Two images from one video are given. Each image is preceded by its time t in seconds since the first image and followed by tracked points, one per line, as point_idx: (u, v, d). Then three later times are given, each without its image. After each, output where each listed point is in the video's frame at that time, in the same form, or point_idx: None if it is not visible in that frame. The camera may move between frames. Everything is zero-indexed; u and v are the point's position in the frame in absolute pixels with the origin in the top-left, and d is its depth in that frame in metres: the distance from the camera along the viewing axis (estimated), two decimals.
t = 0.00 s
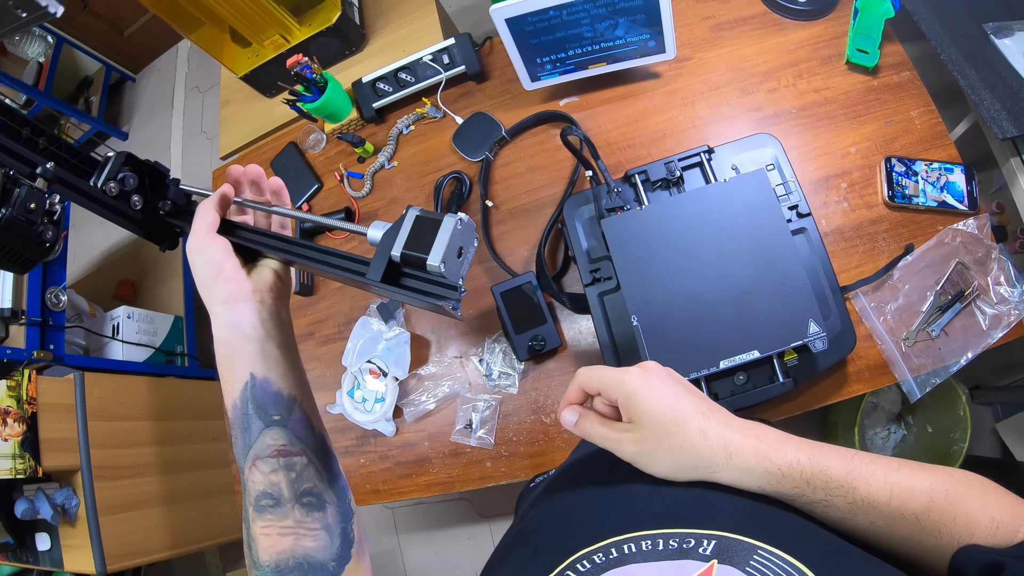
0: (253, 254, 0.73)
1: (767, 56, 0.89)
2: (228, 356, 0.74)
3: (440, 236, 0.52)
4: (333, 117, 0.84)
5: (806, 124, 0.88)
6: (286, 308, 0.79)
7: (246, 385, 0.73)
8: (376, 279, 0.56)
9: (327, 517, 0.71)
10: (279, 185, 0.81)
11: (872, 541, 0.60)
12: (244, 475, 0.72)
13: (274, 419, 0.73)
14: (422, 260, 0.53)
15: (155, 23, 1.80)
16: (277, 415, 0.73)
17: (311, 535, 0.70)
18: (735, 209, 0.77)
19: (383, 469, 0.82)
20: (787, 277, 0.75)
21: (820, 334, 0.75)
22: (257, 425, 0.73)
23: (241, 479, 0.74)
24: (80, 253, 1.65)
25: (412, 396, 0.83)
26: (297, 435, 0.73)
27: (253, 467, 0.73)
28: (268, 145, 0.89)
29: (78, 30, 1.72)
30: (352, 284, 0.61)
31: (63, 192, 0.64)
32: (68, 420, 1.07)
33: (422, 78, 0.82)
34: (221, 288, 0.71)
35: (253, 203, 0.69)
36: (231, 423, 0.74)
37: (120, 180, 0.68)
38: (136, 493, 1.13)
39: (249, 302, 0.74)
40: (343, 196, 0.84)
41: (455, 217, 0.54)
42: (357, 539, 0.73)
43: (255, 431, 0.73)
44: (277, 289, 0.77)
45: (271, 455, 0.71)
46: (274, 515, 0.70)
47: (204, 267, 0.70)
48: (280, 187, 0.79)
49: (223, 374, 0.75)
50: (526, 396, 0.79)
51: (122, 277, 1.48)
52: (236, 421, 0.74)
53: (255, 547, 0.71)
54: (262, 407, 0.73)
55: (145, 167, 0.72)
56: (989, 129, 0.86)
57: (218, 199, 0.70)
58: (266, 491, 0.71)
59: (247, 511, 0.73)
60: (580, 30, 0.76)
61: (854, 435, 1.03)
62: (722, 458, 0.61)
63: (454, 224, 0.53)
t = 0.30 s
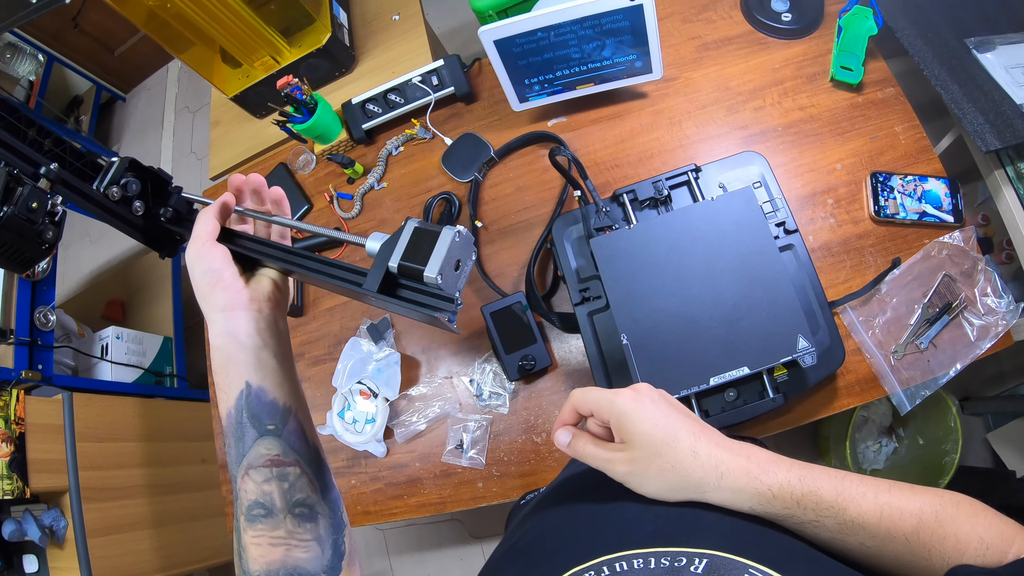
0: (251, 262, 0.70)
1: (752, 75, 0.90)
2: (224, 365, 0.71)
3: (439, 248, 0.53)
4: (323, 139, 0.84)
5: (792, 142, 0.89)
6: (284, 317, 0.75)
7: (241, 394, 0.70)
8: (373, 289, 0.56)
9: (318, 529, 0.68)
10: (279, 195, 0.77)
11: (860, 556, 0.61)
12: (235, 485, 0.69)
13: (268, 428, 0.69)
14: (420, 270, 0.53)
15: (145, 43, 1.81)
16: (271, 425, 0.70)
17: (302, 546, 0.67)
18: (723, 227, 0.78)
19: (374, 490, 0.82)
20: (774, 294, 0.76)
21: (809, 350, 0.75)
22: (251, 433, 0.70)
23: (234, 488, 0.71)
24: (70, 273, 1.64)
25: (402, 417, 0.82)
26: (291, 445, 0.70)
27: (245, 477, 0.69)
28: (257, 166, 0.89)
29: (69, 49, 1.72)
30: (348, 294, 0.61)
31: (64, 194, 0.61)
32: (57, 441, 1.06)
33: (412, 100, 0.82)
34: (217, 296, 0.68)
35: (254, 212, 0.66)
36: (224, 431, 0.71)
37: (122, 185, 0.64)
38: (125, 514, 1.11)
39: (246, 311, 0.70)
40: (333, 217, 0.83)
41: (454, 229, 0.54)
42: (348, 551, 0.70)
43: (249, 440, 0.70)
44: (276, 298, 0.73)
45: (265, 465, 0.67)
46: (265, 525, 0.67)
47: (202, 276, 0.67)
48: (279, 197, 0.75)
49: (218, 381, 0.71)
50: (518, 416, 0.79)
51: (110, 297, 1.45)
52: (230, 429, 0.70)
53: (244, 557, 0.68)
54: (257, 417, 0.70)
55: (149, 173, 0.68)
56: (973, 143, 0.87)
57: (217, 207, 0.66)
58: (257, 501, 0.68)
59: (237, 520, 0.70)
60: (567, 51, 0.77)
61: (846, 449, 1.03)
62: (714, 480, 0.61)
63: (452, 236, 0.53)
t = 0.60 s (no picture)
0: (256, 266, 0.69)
1: (752, 86, 0.90)
2: (226, 367, 0.69)
3: (440, 253, 0.52)
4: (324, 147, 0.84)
5: (793, 152, 0.89)
6: (287, 320, 0.74)
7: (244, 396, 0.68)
8: (376, 293, 0.56)
9: (319, 532, 0.66)
10: (282, 199, 0.77)
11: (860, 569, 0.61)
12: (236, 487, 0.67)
13: (271, 430, 0.68)
14: (422, 275, 0.53)
15: (148, 49, 1.82)
16: (273, 428, 0.68)
17: (303, 549, 0.65)
18: (722, 237, 0.78)
19: (373, 498, 0.82)
20: (772, 304, 0.76)
21: (808, 359, 0.75)
22: (252, 436, 0.68)
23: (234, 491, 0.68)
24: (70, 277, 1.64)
25: (402, 425, 0.82)
26: (294, 447, 0.68)
27: (246, 479, 0.67)
28: (258, 173, 0.89)
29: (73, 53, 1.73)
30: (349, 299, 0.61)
31: (69, 198, 0.62)
32: (56, 446, 1.06)
33: (414, 109, 0.82)
34: (221, 299, 0.66)
35: (258, 217, 0.65)
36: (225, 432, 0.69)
37: (127, 189, 0.65)
38: (123, 520, 1.11)
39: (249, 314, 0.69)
40: (334, 225, 0.84)
41: (456, 234, 0.53)
42: (348, 553, 0.68)
43: (250, 442, 0.68)
44: (278, 302, 0.72)
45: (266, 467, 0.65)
46: (265, 527, 0.65)
47: (205, 280, 0.65)
48: (283, 201, 0.74)
49: (220, 384, 0.70)
50: (517, 425, 0.79)
51: (110, 303, 1.46)
52: (232, 430, 0.69)
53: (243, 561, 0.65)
54: (259, 419, 0.68)
55: (153, 175, 0.68)
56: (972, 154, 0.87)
57: (222, 211, 0.65)
58: (259, 503, 0.66)
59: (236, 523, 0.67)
60: (568, 61, 0.78)
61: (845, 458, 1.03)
62: (712, 486, 0.61)
63: (455, 241, 0.52)
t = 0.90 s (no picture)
0: (354, 272, 0.74)
1: (836, 132, 0.91)
2: (319, 364, 0.73)
3: (541, 289, 0.55)
4: (412, 157, 0.87)
5: (872, 202, 0.90)
6: (378, 327, 0.78)
7: (333, 393, 0.71)
8: (474, 318, 0.58)
9: (392, 529, 0.68)
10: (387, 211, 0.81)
11: None
12: (317, 479, 0.70)
13: (357, 428, 0.71)
14: (520, 308, 0.55)
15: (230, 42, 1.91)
16: (358, 426, 0.71)
17: (375, 544, 0.67)
18: (797, 281, 0.79)
19: (427, 502, 0.84)
20: (841, 352, 0.76)
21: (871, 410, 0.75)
22: (337, 432, 0.71)
23: (312, 482, 0.72)
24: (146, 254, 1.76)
25: (464, 434, 0.85)
26: (375, 447, 0.71)
27: (327, 472, 0.70)
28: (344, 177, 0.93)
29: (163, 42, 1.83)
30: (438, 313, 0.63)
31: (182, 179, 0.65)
32: (118, 415, 1.10)
33: (503, 128, 0.85)
34: (321, 298, 0.70)
35: (361, 223, 0.68)
36: (311, 426, 0.72)
37: (235, 178, 0.65)
38: (172, 494, 1.15)
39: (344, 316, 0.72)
40: (416, 234, 0.87)
41: (556, 273, 0.57)
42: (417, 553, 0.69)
43: (335, 438, 0.71)
44: (372, 309, 0.75)
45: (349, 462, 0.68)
46: (342, 519, 0.68)
47: (307, 277, 0.70)
48: (389, 213, 0.78)
49: (311, 379, 0.73)
50: (577, 446, 0.80)
51: (183, 285, 1.54)
52: (319, 425, 0.72)
53: (317, 549, 0.68)
54: (345, 416, 0.71)
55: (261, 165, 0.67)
56: None
57: (327, 215, 0.69)
58: (337, 495, 0.69)
59: (311, 514, 0.70)
60: (659, 96, 0.80)
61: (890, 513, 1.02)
62: (769, 517, 0.62)
63: (555, 279, 0.55)
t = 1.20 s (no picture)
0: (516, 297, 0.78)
1: (977, 231, 0.87)
2: (467, 374, 0.80)
3: (694, 352, 0.56)
4: (559, 188, 0.90)
5: (1005, 306, 0.84)
6: (526, 351, 0.83)
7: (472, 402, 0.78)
8: (625, 366, 0.59)
9: (498, 544, 0.73)
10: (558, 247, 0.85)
11: None
12: (440, 479, 0.76)
13: (488, 442, 0.77)
14: (669, 366, 0.56)
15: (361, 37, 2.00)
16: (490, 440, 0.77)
17: (479, 554, 0.72)
18: (919, 374, 0.77)
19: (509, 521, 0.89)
20: (951, 453, 0.74)
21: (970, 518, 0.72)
22: (469, 441, 0.77)
23: (435, 480, 0.78)
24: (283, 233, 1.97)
25: (562, 463, 0.88)
26: (502, 463, 0.76)
27: (450, 475, 0.76)
28: (485, 196, 0.98)
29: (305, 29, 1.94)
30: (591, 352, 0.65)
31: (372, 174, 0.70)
32: (221, 372, 1.17)
33: (654, 174, 0.86)
34: (481, 314, 0.76)
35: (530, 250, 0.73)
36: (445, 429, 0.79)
37: (420, 182, 0.72)
38: (255, 458, 1.21)
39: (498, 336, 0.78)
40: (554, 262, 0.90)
41: (713, 340, 0.57)
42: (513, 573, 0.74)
43: (466, 446, 0.77)
44: (527, 334, 0.81)
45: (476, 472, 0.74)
46: (454, 524, 0.73)
47: (471, 292, 0.76)
48: (560, 250, 0.81)
49: (457, 387, 0.80)
50: (668, 499, 0.81)
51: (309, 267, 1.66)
52: (453, 432, 0.78)
53: (425, 544, 0.73)
54: (480, 428, 0.77)
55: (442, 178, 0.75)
56: None
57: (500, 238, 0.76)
58: (455, 500, 0.74)
59: (428, 509, 0.76)
60: (812, 167, 0.80)
61: None
62: None
63: (710, 346, 0.55)
